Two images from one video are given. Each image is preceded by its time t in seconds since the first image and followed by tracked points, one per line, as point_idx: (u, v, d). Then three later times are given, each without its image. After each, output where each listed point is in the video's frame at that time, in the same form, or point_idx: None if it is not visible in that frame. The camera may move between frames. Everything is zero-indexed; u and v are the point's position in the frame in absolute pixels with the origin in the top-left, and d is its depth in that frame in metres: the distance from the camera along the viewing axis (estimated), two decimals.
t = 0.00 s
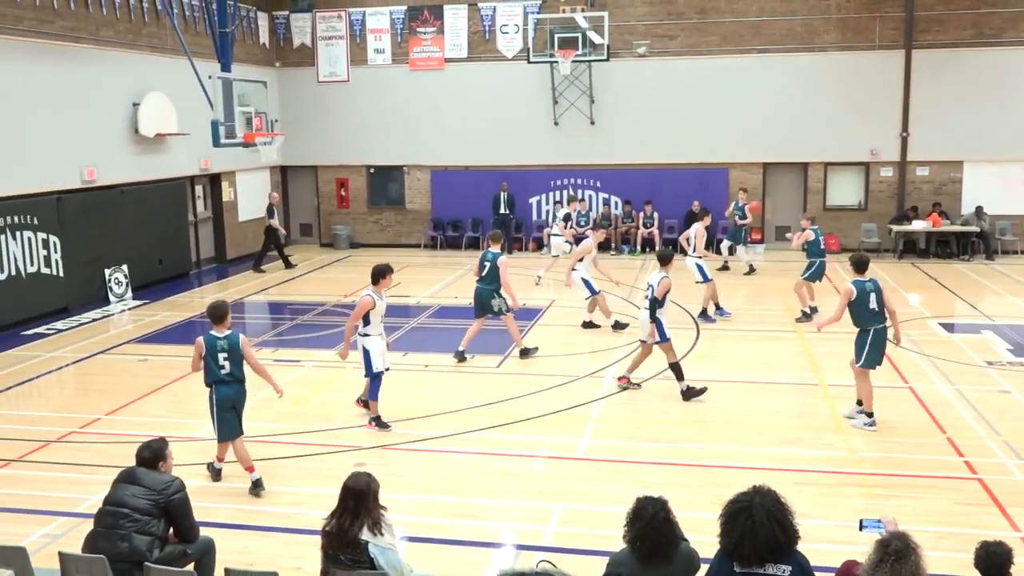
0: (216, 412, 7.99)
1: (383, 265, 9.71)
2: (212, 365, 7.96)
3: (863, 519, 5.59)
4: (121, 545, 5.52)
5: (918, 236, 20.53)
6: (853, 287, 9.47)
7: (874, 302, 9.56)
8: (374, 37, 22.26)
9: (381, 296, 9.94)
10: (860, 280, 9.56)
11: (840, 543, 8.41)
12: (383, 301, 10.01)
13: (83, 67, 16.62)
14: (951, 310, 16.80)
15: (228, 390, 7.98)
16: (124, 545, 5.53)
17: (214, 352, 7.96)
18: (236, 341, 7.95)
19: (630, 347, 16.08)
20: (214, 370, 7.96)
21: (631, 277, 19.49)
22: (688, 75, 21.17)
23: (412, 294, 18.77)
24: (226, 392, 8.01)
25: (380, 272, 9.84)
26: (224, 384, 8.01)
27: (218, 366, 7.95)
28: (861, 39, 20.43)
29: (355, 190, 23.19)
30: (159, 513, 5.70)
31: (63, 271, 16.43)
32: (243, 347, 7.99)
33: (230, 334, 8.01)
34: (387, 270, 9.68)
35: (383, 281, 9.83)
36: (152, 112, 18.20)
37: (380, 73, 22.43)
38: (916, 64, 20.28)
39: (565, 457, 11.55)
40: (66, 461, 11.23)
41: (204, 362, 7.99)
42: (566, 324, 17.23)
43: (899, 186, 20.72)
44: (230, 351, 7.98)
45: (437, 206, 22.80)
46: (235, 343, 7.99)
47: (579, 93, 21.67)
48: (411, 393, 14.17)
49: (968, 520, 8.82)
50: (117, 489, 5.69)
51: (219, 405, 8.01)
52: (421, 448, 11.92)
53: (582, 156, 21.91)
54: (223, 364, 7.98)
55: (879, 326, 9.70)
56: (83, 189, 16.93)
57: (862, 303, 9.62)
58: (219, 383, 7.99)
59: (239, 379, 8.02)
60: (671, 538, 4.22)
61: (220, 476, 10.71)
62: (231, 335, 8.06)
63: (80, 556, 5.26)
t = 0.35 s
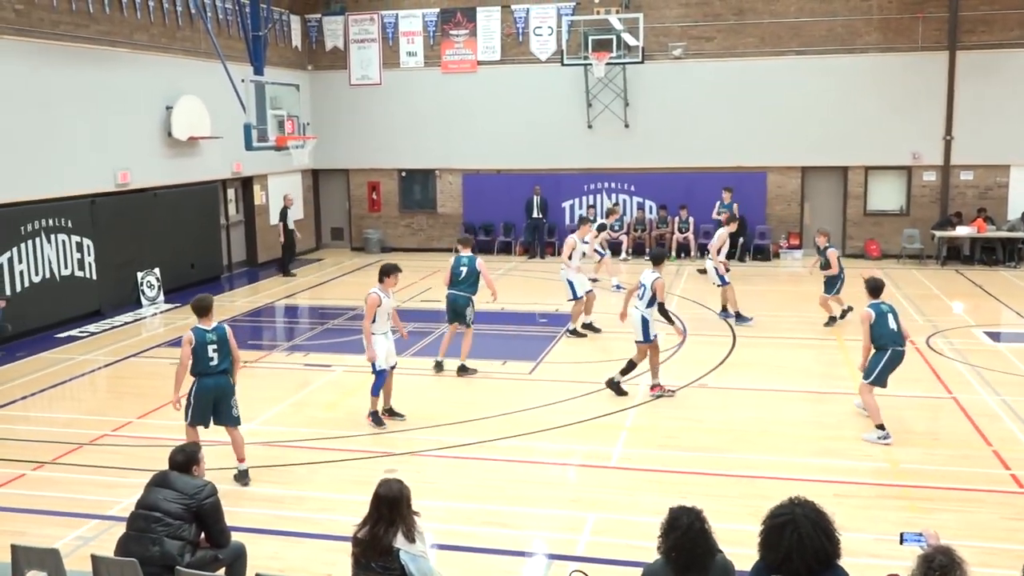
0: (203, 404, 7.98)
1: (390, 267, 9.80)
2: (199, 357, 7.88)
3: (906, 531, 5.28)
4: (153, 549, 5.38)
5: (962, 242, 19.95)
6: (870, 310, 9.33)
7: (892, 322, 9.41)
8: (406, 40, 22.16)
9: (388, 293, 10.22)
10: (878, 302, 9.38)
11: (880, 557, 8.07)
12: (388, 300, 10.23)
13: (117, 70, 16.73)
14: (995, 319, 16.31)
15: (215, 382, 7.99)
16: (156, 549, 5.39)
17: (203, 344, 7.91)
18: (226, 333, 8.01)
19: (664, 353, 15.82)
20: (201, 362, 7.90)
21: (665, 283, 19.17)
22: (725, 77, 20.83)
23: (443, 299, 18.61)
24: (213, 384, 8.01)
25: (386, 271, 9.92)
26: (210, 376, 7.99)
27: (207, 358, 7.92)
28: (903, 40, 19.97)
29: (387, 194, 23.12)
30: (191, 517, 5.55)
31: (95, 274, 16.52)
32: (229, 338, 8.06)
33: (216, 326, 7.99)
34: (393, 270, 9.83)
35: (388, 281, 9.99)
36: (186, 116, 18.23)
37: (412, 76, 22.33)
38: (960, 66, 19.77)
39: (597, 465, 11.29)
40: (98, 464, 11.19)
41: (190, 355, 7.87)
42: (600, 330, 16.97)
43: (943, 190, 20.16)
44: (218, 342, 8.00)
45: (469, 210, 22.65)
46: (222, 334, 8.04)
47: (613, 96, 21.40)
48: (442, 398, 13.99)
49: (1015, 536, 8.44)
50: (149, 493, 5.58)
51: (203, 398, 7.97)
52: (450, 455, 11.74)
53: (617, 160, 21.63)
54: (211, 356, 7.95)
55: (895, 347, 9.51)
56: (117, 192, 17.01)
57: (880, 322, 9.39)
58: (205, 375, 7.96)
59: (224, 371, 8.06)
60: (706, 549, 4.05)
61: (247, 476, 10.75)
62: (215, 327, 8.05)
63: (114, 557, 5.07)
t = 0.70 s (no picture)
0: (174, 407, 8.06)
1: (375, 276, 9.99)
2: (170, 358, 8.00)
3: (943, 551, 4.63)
4: (170, 560, 5.20)
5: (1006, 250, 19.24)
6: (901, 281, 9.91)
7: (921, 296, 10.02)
8: (430, 40, 21.76)
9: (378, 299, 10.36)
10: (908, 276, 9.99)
11: None
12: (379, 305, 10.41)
13: (136, 70, 16.47)
14: None
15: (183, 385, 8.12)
16: (173, 561, 5.22)
17: (175, 345, 8.05)
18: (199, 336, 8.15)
19: (695, 364, 15.24)
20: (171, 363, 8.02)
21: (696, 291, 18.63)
22: (758, 79, 20.28)
23: (467, 306, 18.16)
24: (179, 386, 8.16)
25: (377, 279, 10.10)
26: (180, 377, 8.10)
27: (178, 360, 8.05)
28: (945, 40, 19.32)
29: (409, 197, 22.71)
30: (208, 529, 5.36)
31: (113, 278, 16.24)
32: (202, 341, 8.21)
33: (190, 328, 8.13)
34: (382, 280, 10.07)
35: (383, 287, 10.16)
36: (205, 117, 17.92)
37: (436, 78, 21.93)
38: (1005, 66, 19.08)
39: (625, 479, 10.78)
40: (113, 472, 10.82)
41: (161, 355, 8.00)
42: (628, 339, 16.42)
43: (987, 196, 19.47)
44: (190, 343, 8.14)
45: (493, 214, 22.19)
46: (196, 336, 8.15)
47: (643, 98, 20.90)
48: (465, 408, 13.53)
49: None
50: (167, 502, 5.39)
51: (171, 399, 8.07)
52: (473, 467, 11.28)
53: (646, 163, 21.11)
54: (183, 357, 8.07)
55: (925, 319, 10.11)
56: (135, 195, 16.73)
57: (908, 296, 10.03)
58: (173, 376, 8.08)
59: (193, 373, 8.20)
60: (739, 562, 4.02)
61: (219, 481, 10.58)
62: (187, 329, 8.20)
63: (127, 567, 4.82)
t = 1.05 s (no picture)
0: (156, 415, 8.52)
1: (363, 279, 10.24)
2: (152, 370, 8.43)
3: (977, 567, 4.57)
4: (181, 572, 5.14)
5: None
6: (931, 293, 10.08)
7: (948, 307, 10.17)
8: (450, 40, 21.38)
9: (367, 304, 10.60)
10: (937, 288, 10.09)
11: None
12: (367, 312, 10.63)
13: (151, 71, 16.20)
14: None
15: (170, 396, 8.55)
16: (184, 573, 5.15)
17: (156, 356, 8.45)
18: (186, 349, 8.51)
19: (721, 373, 14.72)
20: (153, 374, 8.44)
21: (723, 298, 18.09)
22: (788, 80, 19.74)
23: (486, 312, 17.70)
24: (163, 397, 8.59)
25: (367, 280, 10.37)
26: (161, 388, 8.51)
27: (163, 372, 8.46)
28: (981, 39, 18.71)
29: (427, 201, 22.28)
30: (221, 541, 5.31)
31: (125, 282, 15.93)
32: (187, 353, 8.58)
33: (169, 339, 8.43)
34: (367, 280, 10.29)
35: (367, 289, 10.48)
36: (220, 119, 17.60)
37: (455, 79, 21.52)
38: None
39: (647, 492, 10.29)
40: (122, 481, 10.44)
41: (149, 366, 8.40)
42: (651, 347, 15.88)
43: None
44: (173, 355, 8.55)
45: (513, 219, 21.74)
46: (178, 348, 8.51)
47: (668, 99, 20.39)
48: (482, 418, 13.08)
49: None
50: (180, 513, 5.35)
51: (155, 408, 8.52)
52: (490, 478, 10.85)
53: (671, 166, 20.60)
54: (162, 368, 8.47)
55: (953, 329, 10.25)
56: (148, 198, 16.43)
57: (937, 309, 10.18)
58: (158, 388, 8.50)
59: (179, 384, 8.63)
60: None
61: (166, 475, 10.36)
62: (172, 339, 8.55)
63: None
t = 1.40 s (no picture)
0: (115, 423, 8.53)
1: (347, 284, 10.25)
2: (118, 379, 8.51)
3: None
4: None
5: None
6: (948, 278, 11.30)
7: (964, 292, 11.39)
8: (462, 37, 20.92)
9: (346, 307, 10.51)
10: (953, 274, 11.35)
11: None
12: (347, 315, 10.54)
13: (156, 70, 15.80)
14: None
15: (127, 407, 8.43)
16: None
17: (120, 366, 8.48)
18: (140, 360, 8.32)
19: (743, 382, 14.17)
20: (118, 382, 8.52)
21: (745, 304, 17.54)
22: (811, 78, 19.20)
23: (499, 319, 17.19)
24: (128, 408, 8.51)
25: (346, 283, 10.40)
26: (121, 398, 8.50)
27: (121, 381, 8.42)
28: (1013, 37, 18.12)
29: (438, 204, 21.79)
30: (226, 554, 4.94)
31: (128, 287, 15.52)
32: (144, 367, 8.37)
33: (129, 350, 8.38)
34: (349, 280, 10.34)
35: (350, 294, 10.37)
36: (226, 120, 17.17)
37: (468, 78, 21.05)
38: None
39: (666, 505, 9.78)
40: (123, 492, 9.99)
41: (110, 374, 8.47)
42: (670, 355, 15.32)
43: None
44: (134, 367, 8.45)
45: (527, 222, 21.25)
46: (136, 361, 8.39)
47: (688, 99, 19.88)
48: (495, 428, 12.58)
49: None
50: (183, 524, 4.97)
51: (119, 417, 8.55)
52: (504, 489, 10.37)
53: (690, 168, 20.09)
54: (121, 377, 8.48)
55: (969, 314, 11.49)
56: (152, 201, 16.02)
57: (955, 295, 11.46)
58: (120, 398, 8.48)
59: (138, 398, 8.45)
60: None
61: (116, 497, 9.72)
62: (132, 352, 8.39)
63: None
